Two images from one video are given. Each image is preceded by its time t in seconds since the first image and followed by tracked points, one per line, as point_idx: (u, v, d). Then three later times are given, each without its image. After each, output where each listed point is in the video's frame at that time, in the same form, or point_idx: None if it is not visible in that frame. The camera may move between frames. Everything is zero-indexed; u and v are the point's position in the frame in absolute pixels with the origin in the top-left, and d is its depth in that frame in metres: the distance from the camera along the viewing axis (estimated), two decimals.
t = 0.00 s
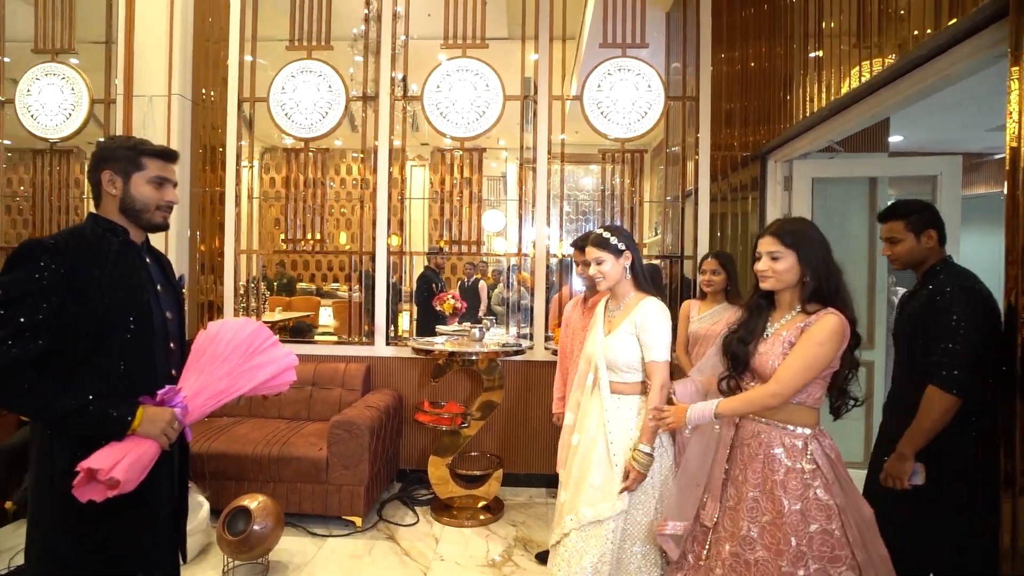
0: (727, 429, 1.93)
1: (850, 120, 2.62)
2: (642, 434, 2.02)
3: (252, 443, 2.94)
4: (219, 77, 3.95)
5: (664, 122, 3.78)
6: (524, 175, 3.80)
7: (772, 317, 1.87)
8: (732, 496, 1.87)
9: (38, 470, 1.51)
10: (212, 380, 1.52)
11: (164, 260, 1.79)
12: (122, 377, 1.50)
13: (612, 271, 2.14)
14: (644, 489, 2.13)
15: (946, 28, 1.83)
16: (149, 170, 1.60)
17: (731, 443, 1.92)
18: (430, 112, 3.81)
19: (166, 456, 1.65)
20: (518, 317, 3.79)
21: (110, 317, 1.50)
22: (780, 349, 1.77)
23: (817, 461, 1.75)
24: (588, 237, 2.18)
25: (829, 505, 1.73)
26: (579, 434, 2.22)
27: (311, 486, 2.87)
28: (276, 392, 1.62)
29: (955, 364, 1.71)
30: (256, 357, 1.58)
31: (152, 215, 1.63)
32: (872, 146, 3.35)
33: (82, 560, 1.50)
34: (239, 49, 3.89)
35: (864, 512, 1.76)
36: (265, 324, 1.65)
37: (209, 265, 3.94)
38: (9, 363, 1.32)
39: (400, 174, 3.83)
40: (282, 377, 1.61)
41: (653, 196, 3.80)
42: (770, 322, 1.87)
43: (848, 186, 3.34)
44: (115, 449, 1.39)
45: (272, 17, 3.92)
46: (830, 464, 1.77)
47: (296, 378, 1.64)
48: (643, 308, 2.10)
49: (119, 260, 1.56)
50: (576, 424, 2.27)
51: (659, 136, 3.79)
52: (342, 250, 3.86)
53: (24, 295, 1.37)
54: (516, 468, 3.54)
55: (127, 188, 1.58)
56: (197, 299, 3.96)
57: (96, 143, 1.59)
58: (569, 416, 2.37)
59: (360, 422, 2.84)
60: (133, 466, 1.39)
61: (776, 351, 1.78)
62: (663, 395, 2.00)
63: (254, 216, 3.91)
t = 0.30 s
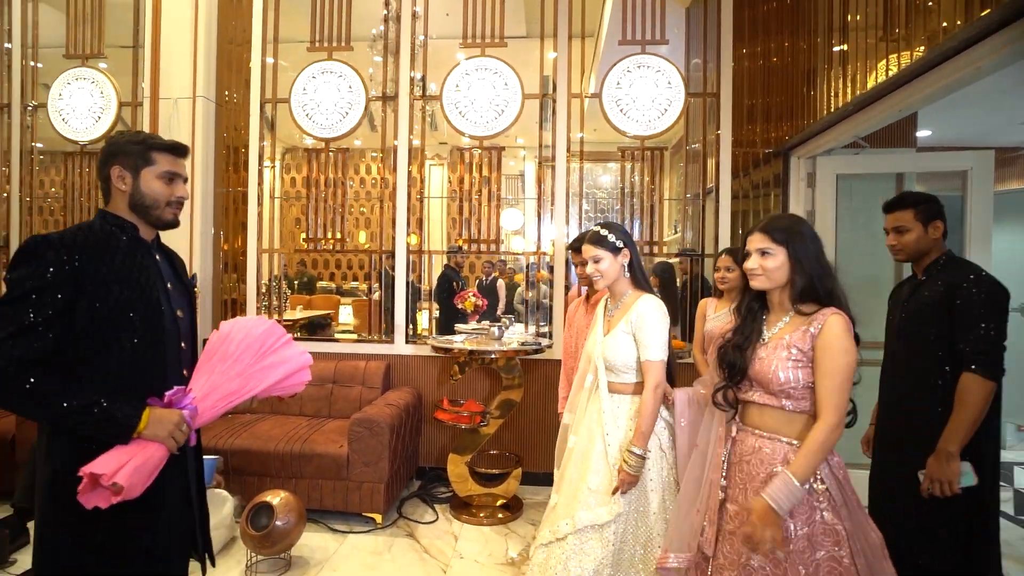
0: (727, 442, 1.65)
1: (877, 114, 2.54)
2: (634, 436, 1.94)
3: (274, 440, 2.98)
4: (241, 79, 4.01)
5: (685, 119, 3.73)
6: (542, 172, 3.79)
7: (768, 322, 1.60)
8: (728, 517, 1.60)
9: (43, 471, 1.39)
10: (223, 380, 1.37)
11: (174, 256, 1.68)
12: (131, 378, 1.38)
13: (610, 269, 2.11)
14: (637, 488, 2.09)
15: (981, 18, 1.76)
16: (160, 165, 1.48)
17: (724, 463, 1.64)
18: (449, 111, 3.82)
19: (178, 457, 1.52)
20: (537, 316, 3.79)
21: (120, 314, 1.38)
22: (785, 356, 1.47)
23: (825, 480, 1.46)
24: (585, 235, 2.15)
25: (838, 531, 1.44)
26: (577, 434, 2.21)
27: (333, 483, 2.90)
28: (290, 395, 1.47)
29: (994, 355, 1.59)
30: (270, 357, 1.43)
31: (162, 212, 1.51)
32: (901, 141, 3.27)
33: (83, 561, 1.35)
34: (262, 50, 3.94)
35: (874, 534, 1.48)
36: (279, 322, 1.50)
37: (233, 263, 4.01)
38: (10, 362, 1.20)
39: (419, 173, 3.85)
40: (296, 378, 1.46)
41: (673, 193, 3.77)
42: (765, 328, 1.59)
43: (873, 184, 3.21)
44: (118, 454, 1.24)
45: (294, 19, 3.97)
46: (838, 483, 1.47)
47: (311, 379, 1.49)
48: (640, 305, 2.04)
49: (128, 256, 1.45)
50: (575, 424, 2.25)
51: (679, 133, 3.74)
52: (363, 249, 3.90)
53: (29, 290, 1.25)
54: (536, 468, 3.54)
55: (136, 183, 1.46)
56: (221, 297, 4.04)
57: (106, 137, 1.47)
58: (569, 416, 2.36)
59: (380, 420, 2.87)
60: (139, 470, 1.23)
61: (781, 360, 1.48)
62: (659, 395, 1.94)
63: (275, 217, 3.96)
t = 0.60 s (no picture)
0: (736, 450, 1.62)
1: (909, 109, 2.44)
2: (619, 436, 1.88)
3: (299, 436, 3.03)
4: (266, 81, 4.08)
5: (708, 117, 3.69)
6: (563, 171, 3.79)
7: (777, 318, 1.56)
8: (742, 530, 1.54)
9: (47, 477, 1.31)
10: (235, 387, 1.30)
11: (189, 255, 1.61)
12: (142, 384, 1.31)
13: (608, 267, 2.09)
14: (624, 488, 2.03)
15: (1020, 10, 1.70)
16: (175, 162, 1.44)
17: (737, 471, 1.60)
18: (471, 110, 3.83)
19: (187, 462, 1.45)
20: (558, 316, 3.78)
21: (134, 318, 1.32)
22: (804, 354, 1.42)
23: (846, 489, 1.40)
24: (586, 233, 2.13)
25: (862, 545, 1.38)
26: (566, 430, 2.19)
27: (356, 479, 2.94)
28: (305, 403, 1.37)
29: None
30: (284, 363, 1.34)
31: (178, 210, 1.45)
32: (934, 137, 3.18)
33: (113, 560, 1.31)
34: (288, 53, 4.01)
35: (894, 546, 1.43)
36: (296, 326, 1.42)
37: (258, 263, 4.08)
38: (15, 365, 1.13)
39: (440, 173, 3.87)
40: (311, 386, 1.36)
41: (696, 192, 3.73)
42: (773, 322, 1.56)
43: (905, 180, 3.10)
44: (120, 465, 1.15)
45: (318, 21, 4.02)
46: (860, 492, 1.42)
47: (328, 387, 1.39)
48: (636, 306, 2.02)
49: (143, 257, 1.38)
50: (563, 421, 2.23)
51: (702, 131, 3.70)
52: (386, 248, 3.93)
53: (40, 290, 1.18)
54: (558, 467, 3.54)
55: (152, 181, 1.41)
56: (247, 296, 4.11)
57: (123, 134, 1.44)
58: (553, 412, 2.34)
59: (402, 418, 2.90)
60: (144, 483, 1.15)
61: (799, 356, 1.43)
62: (647, 397, 1.89)
63: (300, 217, 4.02)
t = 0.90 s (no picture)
0: (783, 472, 1.45)
1: (953, 102, 2.33)
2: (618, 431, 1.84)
3: (331, 433, 3.09)
4: (300, 84, 4.17)
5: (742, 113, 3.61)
6: (592, 170, 3.77)
7: (830, 327, 1.41)
8: (790, 559, 1.39)
9: (86, 475, 1.34)
10: (265, 388, 1.32)
11: (222, 255, 1.61)
12: (175, 387, 1.31)
13: (621, 267, 2.04)
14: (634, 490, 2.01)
15: None
16: (210, 163, 1.43)
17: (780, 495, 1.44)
18: (500, 110, 3.84)
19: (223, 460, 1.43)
20: (588, 316, 3.76)
21: (168, 322, 1.31)
22: (875, 366, 1.28)
23: (919, 513, 1.26)
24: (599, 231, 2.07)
25: None
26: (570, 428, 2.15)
27: (387, 476, 2.98)
28: (331, 402, 1.41)
29: None
30: (312, 364, 1.37)
31: (212, 211, 1.45)
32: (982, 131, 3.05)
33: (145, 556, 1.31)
34: (321, 56, 4.08)
35: None
36: (322, 327, 1.44)
37: (293, 263, 4.17)
38: (54, 368, 1.15)
39: (469, 173, 3.89)
40: (338, 387, 1.40)
41: (728, 190, 3.66)
42: (828, 330, 1.40)
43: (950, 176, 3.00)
44: (155, 466, 1.20)
45: (350, 24, 4.09)
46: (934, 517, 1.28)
47: (354, 387, 1.43)
48: (648, 307, 1.97)
49: (177, 259, 1.38)
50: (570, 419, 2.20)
51: (735, 127, 3.62)
52: (416, 248, 3.98)
53: (80, 295, 1.20)
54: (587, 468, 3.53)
55: (188, 183, 1.41)
56: (282, 295, 4.21)
57: (158, 134, 1.43)
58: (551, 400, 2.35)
59: (432, 416, 2.93)
60: (177, 485, 1.19)
61: (870, 368, 1.28)
62: (654, 397, 1.84)
63: (332, 218, 4.09)
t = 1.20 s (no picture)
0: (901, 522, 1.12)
1: (1005, 92, 2.22)
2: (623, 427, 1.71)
3: (361, 430, 3.13)
4: (331, 87, 4.23)
5: (776, 109, 3.52)
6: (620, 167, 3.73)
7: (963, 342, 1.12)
8: None
9: (133, 466, 1.39)
10: (300, 378, 1.35)
11: (258, 255, 1.64)
12: (214, 380, 1.34)
13: (636, 269, 1.87)
14: (640, 496, 1.81)
15: None
16: (252, 167, 1.46)
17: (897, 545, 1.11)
18: (529, 109, 3.83)
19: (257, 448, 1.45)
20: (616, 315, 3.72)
21: (207, 317, 1.34)
22: None
23: None
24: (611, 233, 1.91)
25: None
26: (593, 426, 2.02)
27: (416, 473, 3.00)
28: (364, 391, 1.45)
29: None
30: (345, 354, 1.40)
31: (251, 214, 1.48)
32: None
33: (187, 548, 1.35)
34: (352, 58, 4.13)
35: None
36: (354, 318, 1.48)
37: (325, 262, 4.24)
38: (105, 360, 1.19)
39: (498, 173, 3.89)
40: (371, 375, 1.43)
41: (761, 187, 3.56)
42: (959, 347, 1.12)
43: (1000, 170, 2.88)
44: (197, 451, 1.23)
45: (381, 26, 4.13)
46: None
47: (386, 375, 1.46)
48: (664, 309, 1.82)
49: (215, 258, 1.41)
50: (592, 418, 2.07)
51: (769, 123, 3.54)
52: (445, 247, 4.00)
53: (127, 291, 1.25)
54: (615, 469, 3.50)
55: (230, 186, 1.43)
56: (313, 294, 4.28)
57: (203, 140, 1.46)
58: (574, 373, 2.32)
59: (461, 415, 2.94)
60: (217, 469, 1.22)
61: None
62: (667, 402, 1.70)
63: (363, 218, 4.15)
